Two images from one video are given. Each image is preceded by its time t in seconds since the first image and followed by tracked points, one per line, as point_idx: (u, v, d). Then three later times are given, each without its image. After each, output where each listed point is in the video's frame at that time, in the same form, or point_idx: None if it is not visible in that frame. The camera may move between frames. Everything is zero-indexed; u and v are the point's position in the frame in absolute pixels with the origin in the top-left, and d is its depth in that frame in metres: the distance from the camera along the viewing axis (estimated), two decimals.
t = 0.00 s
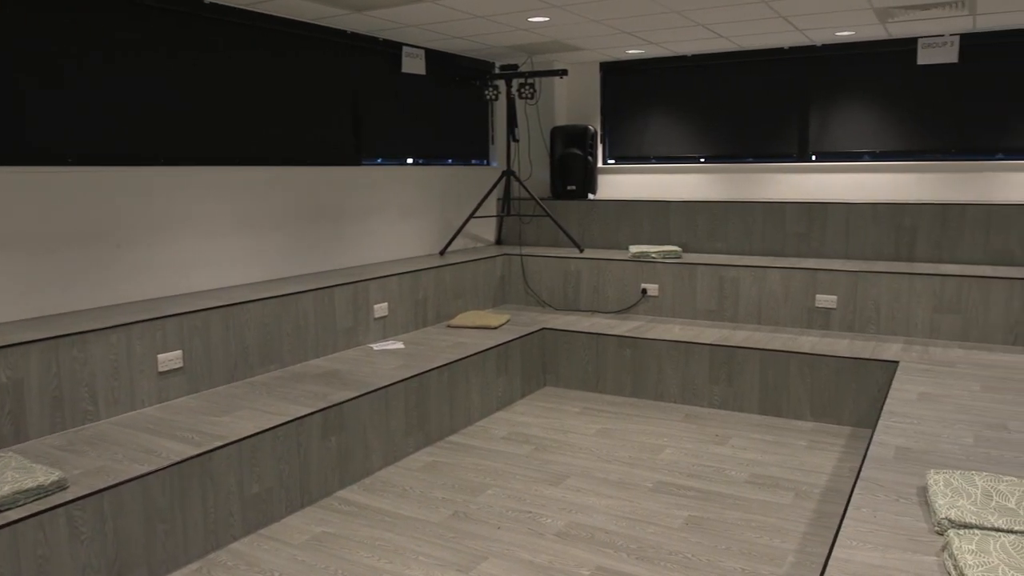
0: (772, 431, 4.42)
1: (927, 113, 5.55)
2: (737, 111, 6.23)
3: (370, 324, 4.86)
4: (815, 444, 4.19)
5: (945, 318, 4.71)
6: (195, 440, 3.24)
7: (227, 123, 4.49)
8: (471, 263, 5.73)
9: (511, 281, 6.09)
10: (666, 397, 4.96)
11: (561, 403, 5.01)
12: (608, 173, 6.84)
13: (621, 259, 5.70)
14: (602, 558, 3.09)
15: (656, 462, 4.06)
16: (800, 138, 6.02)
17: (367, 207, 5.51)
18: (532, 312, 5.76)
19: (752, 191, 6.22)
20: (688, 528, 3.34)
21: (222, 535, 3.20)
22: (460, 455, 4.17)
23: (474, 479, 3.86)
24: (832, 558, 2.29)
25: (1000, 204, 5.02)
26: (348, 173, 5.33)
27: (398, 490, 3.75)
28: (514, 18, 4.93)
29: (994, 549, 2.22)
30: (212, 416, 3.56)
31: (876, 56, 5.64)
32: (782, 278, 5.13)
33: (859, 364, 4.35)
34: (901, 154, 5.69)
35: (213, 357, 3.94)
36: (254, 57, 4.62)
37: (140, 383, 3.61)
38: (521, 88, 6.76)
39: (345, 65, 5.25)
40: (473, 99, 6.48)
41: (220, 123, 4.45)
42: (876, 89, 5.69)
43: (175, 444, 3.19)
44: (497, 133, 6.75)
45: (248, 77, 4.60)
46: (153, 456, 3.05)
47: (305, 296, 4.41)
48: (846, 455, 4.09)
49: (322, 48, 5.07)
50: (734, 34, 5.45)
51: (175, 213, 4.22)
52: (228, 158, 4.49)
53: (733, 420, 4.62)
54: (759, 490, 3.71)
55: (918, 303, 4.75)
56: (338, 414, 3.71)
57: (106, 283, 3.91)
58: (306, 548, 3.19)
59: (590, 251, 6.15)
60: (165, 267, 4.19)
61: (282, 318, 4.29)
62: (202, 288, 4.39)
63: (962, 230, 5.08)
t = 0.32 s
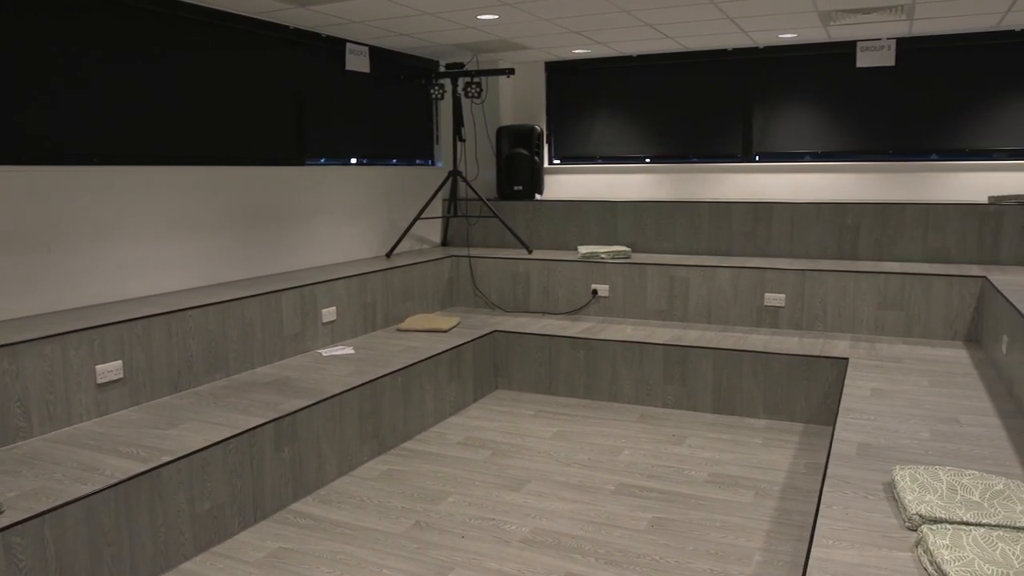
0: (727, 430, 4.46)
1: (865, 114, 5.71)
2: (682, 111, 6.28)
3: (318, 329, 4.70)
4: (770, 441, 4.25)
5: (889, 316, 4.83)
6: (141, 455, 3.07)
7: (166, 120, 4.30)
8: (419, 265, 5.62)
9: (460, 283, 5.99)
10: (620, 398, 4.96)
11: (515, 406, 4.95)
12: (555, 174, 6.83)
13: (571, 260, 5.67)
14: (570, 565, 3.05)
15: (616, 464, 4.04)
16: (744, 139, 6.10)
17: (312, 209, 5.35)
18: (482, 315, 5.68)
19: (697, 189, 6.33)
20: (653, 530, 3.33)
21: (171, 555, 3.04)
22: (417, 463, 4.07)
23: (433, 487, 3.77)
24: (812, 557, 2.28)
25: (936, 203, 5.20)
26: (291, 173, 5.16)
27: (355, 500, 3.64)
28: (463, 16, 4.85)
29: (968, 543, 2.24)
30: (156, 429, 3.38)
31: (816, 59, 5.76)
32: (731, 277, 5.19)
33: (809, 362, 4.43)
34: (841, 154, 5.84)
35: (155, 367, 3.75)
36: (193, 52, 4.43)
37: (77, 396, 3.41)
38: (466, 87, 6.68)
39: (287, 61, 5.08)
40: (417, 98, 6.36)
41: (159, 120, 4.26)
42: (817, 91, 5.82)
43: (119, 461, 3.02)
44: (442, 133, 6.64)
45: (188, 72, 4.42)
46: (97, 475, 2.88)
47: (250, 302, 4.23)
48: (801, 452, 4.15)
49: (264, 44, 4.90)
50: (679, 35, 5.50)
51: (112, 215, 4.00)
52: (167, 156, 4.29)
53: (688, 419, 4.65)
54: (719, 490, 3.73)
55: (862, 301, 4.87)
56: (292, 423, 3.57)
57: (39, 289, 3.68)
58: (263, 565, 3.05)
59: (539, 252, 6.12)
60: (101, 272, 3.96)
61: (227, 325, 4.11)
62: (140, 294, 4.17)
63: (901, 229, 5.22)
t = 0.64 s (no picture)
0: (692, 429, 4.50)
1: (814, 115, 5.83)
2: (636, 112, 6.33)
3: (274, 334, 4.56)
4: (734, 438, 4.33)
5: (843, 313, 4.94)
6: (97, 470, 2.93)
7: (115, 119, 4.15)
8: (376, 268, 5.51)
9: (416, 285, 5.91)
10: (583, 398, 4.96)
11: (477, 409, 4.89)
12: (509, 174, 6.81)
13: (529, 261, 5.65)
14: (547, 569, 3.02)
15: (584, 465, 4.03)
16: (698, 140, 6.18)
17: (265, 210, 5.20)
18: (440, 317, 5.61)
19: (652, 189, 6.38)
20: (628, 531, 3.34)
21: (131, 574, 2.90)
22: (382, 469, 3.99)
23: (401, 494, 3.69)
24: (798, 554, 2.29)
25: (885, 202, 5.34)
26: (243, 174, 5.00)
27: (321, 510, 3.53)
28: (419, 14, 4.77)
29: (949, 535, 2.27)
30: (112, 442, 3.22)
31: (767, 61, 5.88)
32: (690, 275, 5.24)
33: (770, 360, 4.52)
34: (791, 154, 5.95)
35: (106, 376, 3.58)
36: (140, 47, 4.27)
37: (25, 408, 3.24)
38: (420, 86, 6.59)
39: (236, 58, 4.93)
40: (370, 98, 6.26)
41: (108, 119, 4.11)
42: (768, 92, 5.92)
43: (74, 476, 2.87)
44: (395, 133, 6.54)
45: (135, 69, 4.25)
46: (52, 492, 2.73)
47: (205, 307, 4.08)
48: (764, 448, 4.21)
49: (213, 41, 4.75)
50: (634, 36, 5.53)
51: (59, 217, 3.82)
52: (111, 157, 4.11)
53: (651, 418, 4.68)
54: (688, 488, 3.75)
55: (817, 298, 4.97)
56: (254, 433, 3.45)
57: None
58: None
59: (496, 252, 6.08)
60: (48, 277, 3.78)
61: (182, 331, 3.96)
62: (89, 300, 3.99)
63: (852, 227, 5.35)
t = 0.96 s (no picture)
0: (663, 427, 4.53)
1: (773, 116, 5.92)
2: (599, 113, 6.36)
3: (238, 338, 4.44)
4: (706, 436, 4.38)
5: (807, 309, 5.03)
6: (62, 483, 2.80)
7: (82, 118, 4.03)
8: (340, 269, 5.41)
9: (380, 286, 5.82)
10: (553, 398, 4.95)
11: (447, 411, 4.84)
12: (470, 174, 6.74)
13: (495, 261, 5.61)
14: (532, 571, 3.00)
15: (559, 465, 4.01)
16: (660, 140, 6.23)
17: (225, 211, 5.05)
18: (405, 318, 5.54)
19: (615, 189, 6.41)
20: (609, 530, 3.34)
21: None
22: (356, 474, 3.91)
23: (376, 499, 3.62)
24: (790, 549, 2.31)
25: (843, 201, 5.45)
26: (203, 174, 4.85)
27: (296, 517, 3.45)
28: (384, 12, 4.70)
29: (936, 525, 2.30)
30: (76, 452, 3.09)
31: (728, 63, 5.95)
32: (656, 274, 5.27)
33: (738, 358, 4.58)
34: (750, 154, 6.04)
35: (66, 384, 3.43)
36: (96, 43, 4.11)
37: None
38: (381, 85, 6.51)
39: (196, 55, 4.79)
40: (331, 97, 6.15)
41: (77, 117, 4.00)
42: (728, 93, 6.00)
43: (38, 490, 2.74)
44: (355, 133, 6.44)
45: (94, 67, 4.10)
46: (16, 507, 2.60)
47: (167, 311, 3.95)
48: (736, 444, 4.25)
49: (171, 37, 4.60)
50: (598, 37, 5.54)
51: (14, 219, 3.66)
52: (71, 156, 3.96)
53: (623, 417, 4.70)
54: (665, 486, 3.76)
55: (782, 296, 5.05)
56: (224, 440, 3.35)
57: None
58: None
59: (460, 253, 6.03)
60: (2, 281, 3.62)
61: (144, 336, 3.82)
62: (45, 305, 3.82)
63: (812, 226, 5.45)
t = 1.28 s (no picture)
0: (639, 424, 4.55)
1: (739, 116, 6.01)
2: (567, 113, 6.38)
3: (209, 340, 4.34)
4: (683, 432, 4.42)
5: (777, 306, 5.11)
6: (36, 492, 2.69)
7: (47, 113, 3.93)
8: (310, 269, 5.33)
9: (349, 286, 5.74)
10: (528, 397, 4.94)
11: (422, 411, 4.80)
12: (439, 173, 6.68)
13: (466, 261, 5.58)
14: (523, 571, 2.98)
15: (540, 464, 4.00)
16: (628, 140, 6.28)
17: (193, 211, 4.92)
18: (376, 319, 5.48)
19: (584, 189, 6.43)
20: (595, 527, 3.33)
21: None
22: (335, 477, 3.85)
23: (358, 502, 3.57)
24: (788, 542, 2.33)
25: (809, 200, 5.55)
26: (170, 173, 4.72)
27: (276, 522, 3.37)
28: (356, 9, 4.63)
29: (928, 515, 2.35)
30: (47, 460, 2.98)
31: (695, 64, 6.03)
32: (628, 273, 5.30)
33: (712, 354, 4.63)
34: (716, 153, 6.12)
35: (34, 390, 3.30)
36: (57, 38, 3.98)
37: None
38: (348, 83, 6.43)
39: (159, 50, 4.67)
40: (297, 95, 6.05)
41: (41, 112, 3.89)
42: (695, 94, 6.07)
43: (10, 500, 2.63)
44: (321, 131, 6.35)
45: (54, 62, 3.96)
46: None
47: (136, 313, 3.84)
48: (713, 440, 4.29)
49: (134, 32, 4.47)
50: (569, 36, 5.54)
51: None
52: (35, 153, 3.83)
53: (599, 415, 4.72)
54: (646, 483, 3.78)
55: (753, 293, 5.12)
56: (202, 445, 3.26)
57: None
58: None
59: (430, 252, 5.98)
60: None
61: (114, 339, 3.71)
62: (8, 308, 3.68)
63: (779, 224, 5.54)
